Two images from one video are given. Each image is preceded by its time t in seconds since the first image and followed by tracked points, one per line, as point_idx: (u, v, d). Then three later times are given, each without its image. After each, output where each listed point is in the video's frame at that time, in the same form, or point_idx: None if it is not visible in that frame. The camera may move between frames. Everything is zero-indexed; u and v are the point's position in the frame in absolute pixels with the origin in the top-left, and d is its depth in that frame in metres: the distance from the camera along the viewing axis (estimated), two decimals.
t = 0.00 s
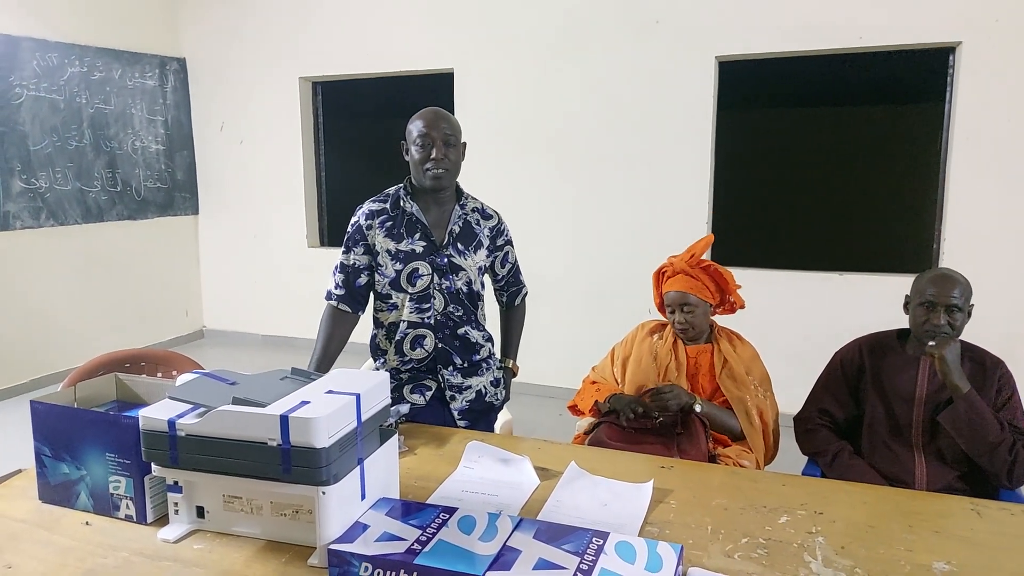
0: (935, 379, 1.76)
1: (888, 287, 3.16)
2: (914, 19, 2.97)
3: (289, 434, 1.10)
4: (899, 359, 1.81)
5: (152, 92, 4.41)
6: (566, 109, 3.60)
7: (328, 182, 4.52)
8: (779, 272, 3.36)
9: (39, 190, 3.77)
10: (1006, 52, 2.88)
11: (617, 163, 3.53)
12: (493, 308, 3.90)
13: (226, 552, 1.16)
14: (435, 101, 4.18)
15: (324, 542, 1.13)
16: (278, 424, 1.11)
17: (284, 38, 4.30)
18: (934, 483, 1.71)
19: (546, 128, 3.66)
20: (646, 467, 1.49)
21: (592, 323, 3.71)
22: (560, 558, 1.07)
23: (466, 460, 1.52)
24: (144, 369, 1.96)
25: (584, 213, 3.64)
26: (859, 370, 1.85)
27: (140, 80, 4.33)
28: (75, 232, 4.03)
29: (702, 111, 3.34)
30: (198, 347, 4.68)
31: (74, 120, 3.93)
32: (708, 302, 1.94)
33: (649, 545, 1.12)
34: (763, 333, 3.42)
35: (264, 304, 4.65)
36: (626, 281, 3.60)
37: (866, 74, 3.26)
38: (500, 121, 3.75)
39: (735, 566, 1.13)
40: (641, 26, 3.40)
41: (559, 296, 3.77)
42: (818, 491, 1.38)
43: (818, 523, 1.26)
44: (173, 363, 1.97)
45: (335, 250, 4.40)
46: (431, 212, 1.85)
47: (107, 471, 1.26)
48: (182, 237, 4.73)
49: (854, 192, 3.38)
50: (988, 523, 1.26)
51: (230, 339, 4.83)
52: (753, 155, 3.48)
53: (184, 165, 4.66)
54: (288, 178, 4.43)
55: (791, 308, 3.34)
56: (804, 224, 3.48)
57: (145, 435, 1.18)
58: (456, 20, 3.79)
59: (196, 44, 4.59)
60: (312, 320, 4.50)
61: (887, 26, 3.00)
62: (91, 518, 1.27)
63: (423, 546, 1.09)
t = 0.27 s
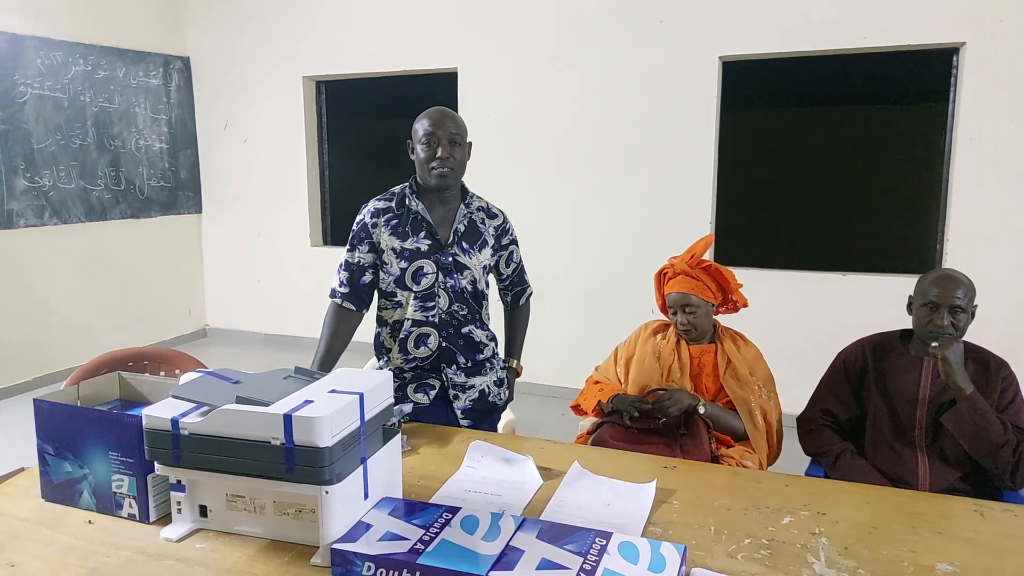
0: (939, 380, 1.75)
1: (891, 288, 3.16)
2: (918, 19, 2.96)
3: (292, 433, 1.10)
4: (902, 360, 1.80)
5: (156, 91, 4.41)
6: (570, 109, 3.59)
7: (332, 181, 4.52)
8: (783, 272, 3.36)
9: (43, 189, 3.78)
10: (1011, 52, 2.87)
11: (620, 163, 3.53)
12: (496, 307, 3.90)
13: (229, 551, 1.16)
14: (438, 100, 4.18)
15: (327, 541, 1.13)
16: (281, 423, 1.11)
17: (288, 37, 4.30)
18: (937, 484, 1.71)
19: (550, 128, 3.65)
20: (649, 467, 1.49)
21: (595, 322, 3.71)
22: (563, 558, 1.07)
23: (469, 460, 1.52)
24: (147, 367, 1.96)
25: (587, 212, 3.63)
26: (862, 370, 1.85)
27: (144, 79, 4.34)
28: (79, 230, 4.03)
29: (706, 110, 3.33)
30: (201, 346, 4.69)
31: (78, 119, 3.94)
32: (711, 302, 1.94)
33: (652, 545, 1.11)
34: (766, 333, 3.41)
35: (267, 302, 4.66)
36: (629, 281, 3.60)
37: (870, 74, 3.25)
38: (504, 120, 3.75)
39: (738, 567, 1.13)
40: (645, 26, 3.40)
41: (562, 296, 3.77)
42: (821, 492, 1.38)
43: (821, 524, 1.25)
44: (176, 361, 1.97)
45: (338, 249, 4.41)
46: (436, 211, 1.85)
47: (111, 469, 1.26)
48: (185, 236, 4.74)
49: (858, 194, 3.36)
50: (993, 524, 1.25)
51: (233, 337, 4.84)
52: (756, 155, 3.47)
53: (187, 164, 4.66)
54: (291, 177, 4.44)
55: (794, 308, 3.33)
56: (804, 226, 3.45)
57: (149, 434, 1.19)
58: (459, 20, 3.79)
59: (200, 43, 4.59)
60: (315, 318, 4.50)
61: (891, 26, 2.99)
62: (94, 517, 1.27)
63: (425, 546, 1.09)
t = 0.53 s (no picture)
0: (940, 380, 1.75)
1: (893, 288, 3.15)
2: (921, 19, 2.95)
3: (294, 432, 1.10)
4: (904, 360, 1.80)
5: (158, 89, 4.42)
6: (572, 108, 3.59)
7: (334, 180, 4.53)
8: (785, 272, 3.35)
9: (45, 186, 3.78)
10: (1014, 53, 2.86)
11: (622, 162, 3.53)
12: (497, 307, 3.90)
13: (230, 549, 1.16)
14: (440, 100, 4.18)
15: (328, 540, 1.13)
16: (283, 422, 1.11)
17: (290, 36, 4.30)
18: (938, 484, 1.70)
19: (552, 127, 3.65)
20: (650, 467, 1.49)
21: (597, 322, 3.71)
22: (564, 558, 1.07)
23: (470, 459, 1.52)
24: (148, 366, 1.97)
25: (589, 212, 3.63)
26: (864, 371, 1.85)
27: (146, 77, 4.34)
28: (81, 228, 4.04)
29: (708, 110, 3.33)
30: (203, 344, 4.69)
31: (80, 117, 3.94)
32: (713, 302, 1.94)
33: (653, 545, 1.11)
34: (768, 333, 3.41)
35: (269, 301, 4.66)
36: (630, 281, 3.60)
37: (873, 74, 3.25)
38: (506, 119, 3.75)
39: (739, 567, 1.13)
40: (648, 26, 3.39)
41: (564, 296, 3.77)
42: (822, 492, 1.38)
43: (823, 525, 1.25)
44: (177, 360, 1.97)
45: (339, 248, 4.41)
46: (439, 210, 1.85)
47: (112, 467, 1.26)
48: (187, 234, 4.74)
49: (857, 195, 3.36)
50: (993, 525, 1.25)
51: (234, 336, 4.84)
52: (758, 155, 3.47)
53: (189, 162, 4.66)
54: (293, 176, 4.44)
55: (796, 308, 3.33)
56: (807, 226, 3.45)
57: (151, 433, 1.19)
58: (462, 19, 3.79)
59: (202, 41, 4.59)
60: (317, 317, 4.50)
61: (894, 27, 2.99)
62: (95, 515, 1.27)
63: (426, 545, 1.09)
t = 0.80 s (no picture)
0: (938, 381, 1.75)
1: (892, 289, 3.16)
2: (922, 20, 2.95)
3: (291, 431, 1.10)
4: (902, 361, 1.80)
5: (157, 87, 4.41)
6: (572, 108, 3.59)
7: (333, 179, 4.52)
8: (784, 272, 3.35)
9: (43, 184, 3.77)
10: (1015, 54, 2.86)
11: (622, 162, 3.53)
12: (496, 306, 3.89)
13: (227, 548, 1.16)
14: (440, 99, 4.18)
15: (326, 539, 1.13)
16: (280, 420, 1.11)
17: (290, 34, 4.29)
18: (936, 485, 1.70)
19: (552, 127, 3.65)
20: (649, 467, 1.49)
21: (596, 322, 3.71)
22: (561, 558, 1.07)
23: (468, 459, 1.51)
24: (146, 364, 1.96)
25: (588, 211, 3.63)
26: (862, 372, 1.85)
27: (145, 74, 4.33)
28: (79, 226, 4.03)
29: (708, 110, 3.33)
30: (201, 343, 4.68)
31: (78, 114, 3.93)
32: (712, 302, 1.94)
33: (651, 545, 1.11)
34: (767, 334, 3.41)
35: (267, 300, 4.66)
36: (629, 280, 3.60)
37: (874, 74, 3.24)
38: (506, 118, 3.75)
39: (737, 567, 1.12)
40: (648, 25, 3.39)
41: (563, 295, 3.77)
42: (820, 493, 1.37)
43: (820, 525, 1.25)
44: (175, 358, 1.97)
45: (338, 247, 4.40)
46: (438, 209, 1.84)
47: (108, 466, 1.26)
48: (186, 232, 4.73)
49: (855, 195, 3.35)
50: (991, 525, 1.25)
51: (232, 334, 4.83)
52: (758, 155, 3.46)
53: (188, 160, 4.65)
54: (292, 175, 4.43)
55: (795, 309, 3.33)
56: (805, 226, 3.44)
57: (148, 431, 1.18)
58: (462, 17, 3.78)
59: (201, 39, 4.59)
60: (315, 316, 4.50)
61: (894, 28, 2.99)
62: (91, 514, 1.27)
63: (424, 544, 1.09)
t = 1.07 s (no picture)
0: (937, 378, 1.75)
1: (890, 286, 3.16)
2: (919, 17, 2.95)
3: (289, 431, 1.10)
4: (900, 358, 1.80)
5: (154, 87, 4.40)
6: (569, 106, 3.59)
7: (331, 178, 4.52)
8: (782, 270, 3.35)
9: (40, 185, 3.77)
10: (1011, 50, 2.86)
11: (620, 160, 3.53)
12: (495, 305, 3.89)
13: (226, 549, 1.16)
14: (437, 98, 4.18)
15: (325, 539, 1.13)
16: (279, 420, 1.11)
17: (287, 34, 4.29)
18: (935, 482, 1.70)
19: (550, 125, 3.65)
20: (648, 465, 1.49)
21: (594, 320, 3.71)
22: (561, 556, 1.07)
23: (467, 458, 1.51)
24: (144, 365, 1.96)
25: (586, 210, 3.63)
26: (861, 369, 1.84)
27: (142, 75, 4.32)
28: (77, 227, 4.02)
29: (706, 108, 3.33)
30: (200, 343, 4.68)
31: (75, 115, 3.93)
32: (711, 299, 1.94)
33: (650, 543, 1.11)
34: (766, 331, 3.41)
35: (266, 300, 4.65)
36: (628, 279, 3.60)
37: (871, 71, 3.24)
38: (503, 117, 3.75)
39: (736, 564, 1.12)
40: (645, 23, 3.39)
41: (562, 294, 3.76)
42: (820, 490, 1.37)
43: (819, 522, 1.25)
44: (173, 359, 1.97)
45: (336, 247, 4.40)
46: (434, 208, 1.84)
47: (107, 467, 1.26)
48: (184, 233, 4.73)
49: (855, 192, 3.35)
50: (990, 521, 1.25)
51: (231, 335, 4.83)
52: (755, 153, 3.46)
53: (186, 160, 4.65)
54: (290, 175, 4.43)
55: (794, 306, 3.33)
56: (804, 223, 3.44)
57: (145, 432, 1.18)
58: (459, 16, 3.78)
59: (198, 40, 4.58)
60: (314, 316, 4.50)
61: (891, 24, 2.99)
62: (90, 514, 1.27)
63: (423, 543, 1.09)
